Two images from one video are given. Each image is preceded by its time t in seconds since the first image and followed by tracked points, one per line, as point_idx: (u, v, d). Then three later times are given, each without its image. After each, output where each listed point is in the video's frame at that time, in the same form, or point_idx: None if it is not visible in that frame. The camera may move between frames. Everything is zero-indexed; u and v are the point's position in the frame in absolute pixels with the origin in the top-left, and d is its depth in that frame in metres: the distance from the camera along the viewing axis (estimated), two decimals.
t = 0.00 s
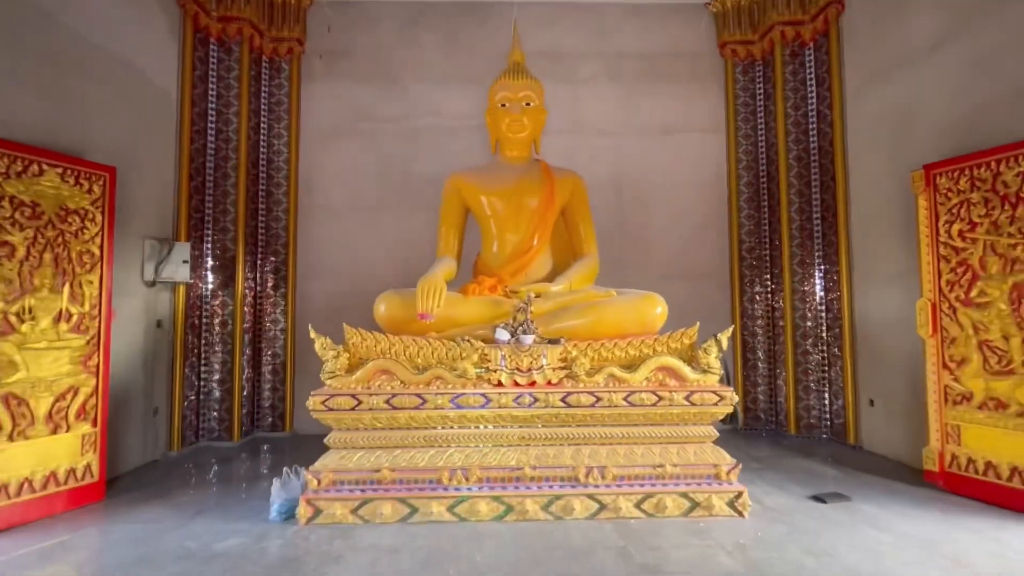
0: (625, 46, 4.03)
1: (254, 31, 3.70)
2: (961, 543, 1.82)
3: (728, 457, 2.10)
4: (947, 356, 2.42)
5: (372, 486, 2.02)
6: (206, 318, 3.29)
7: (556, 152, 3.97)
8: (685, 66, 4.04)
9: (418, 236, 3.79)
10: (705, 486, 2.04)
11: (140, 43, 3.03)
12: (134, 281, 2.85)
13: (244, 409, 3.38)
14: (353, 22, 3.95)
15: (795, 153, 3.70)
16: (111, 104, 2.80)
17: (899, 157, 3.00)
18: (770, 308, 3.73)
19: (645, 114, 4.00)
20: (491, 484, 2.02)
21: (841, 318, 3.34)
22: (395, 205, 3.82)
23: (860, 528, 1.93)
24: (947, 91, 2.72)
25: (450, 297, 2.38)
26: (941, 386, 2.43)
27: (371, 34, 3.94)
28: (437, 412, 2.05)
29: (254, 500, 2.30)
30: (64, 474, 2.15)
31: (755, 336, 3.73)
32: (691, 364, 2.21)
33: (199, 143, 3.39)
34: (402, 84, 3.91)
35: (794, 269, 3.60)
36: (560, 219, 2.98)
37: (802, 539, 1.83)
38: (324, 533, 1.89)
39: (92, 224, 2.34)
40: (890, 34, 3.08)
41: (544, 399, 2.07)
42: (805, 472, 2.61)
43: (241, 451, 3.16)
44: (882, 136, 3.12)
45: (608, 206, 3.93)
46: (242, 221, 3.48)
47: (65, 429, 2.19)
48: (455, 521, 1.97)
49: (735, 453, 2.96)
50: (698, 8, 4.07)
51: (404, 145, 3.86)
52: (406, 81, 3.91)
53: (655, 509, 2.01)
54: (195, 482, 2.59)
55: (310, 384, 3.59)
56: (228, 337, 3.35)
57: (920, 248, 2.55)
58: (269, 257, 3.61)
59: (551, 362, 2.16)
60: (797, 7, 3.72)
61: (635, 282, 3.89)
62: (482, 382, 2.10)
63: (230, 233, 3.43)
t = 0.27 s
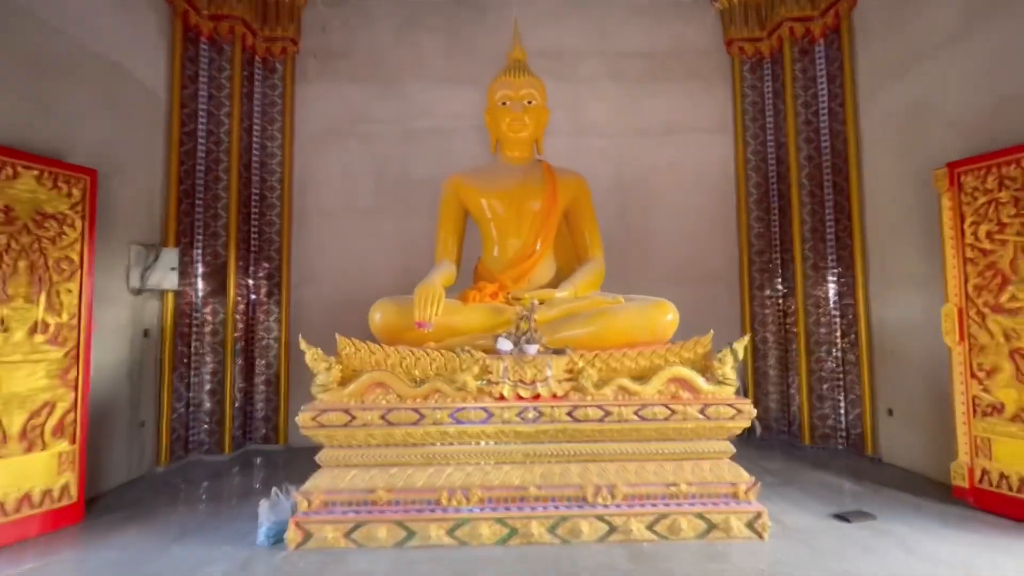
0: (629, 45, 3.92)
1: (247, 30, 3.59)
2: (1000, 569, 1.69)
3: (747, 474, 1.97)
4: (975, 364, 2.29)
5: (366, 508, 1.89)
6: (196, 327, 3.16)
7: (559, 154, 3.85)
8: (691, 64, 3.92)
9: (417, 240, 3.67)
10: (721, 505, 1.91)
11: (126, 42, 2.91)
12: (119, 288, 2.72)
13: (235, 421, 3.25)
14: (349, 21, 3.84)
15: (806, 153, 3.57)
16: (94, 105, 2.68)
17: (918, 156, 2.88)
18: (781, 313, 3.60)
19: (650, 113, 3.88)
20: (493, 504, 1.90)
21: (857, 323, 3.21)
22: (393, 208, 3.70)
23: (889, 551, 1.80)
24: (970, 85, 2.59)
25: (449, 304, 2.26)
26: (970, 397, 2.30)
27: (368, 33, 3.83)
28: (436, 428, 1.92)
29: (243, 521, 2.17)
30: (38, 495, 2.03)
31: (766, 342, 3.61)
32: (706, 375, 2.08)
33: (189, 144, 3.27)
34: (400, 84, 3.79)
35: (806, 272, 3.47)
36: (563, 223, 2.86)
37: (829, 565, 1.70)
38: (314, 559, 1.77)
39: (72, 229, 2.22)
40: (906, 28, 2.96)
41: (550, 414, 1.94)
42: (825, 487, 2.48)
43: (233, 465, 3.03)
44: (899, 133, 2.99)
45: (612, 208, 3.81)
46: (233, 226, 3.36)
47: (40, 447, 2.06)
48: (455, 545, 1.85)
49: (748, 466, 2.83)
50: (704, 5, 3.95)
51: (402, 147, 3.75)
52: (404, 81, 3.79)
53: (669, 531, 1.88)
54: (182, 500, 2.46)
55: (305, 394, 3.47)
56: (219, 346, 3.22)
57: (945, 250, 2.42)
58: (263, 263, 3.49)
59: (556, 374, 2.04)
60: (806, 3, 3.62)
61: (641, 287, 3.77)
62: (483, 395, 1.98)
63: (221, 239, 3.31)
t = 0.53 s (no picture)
0: (633, 50, 3.83)
1: (244, 38, 3.51)
2: None
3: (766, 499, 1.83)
4: (1007, 379, 2.16)
5: (358, 536, 1.77)
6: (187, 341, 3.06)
7: (562, 161, 3.75)
8: (696, 68, 3.82)
9: (416, 251, 3.57)
10: (738, 532, 1.78)
11: (117, 49, 2.82)
12: (105, 301, 2.62)
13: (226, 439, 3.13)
14: (347, 28, 3.76)
15: (817, 158, 3.45)
16: (81, 112, 2.59)
17: (937, 159, 2.76)
18: (793, 324, 3.48)
19: (656, 119, 3.78)
20: (494, 532, 1.77)
21: (874, 334, 3.08)
22: (391, 218, 3.60)
23: None
24: (993, 86, 2.47)
25: (447, 317, 2.14)
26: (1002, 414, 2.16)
27: (366, 40, 3.75)
28: (432, 449, 1.80)
29: (228, 548, 2.04)
30: (11, 521, 1.92)
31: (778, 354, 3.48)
32: (719, 391, 1.95)
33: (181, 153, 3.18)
34: (398, 91, 3.71)
35: (818, 281, 3.35)
36: (566, 232, 2.75)
37: None
38: None
39: (53, 239, 2.12)
40: (922, 29, 2.86)
41: (553, 434, 1.82)
42: (845, 509, 2.34)
43: (224, 485, 2.91)
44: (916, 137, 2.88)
45: (617, 217, 3.70)
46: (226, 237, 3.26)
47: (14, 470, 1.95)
48: None
49: (763, 486, 2.69)
50: (710, 9, 3.86)
51: (401, 156, 3.65)
52: (402, 89, 3.71)
53: (682, 560, 1.76)
54: (169, 525, 2.34)
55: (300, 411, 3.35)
56: (211, 361, 3.11)
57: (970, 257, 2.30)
58: (257, 275, 3.39)
59: (560, 391, 1.91)
60: (815, 5, 3.49)
61: (648, 298, 3.64)
62: (483, 413, 1.86)
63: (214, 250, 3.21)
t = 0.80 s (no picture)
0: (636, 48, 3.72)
1: (237, 39, 3.41)
2: None
3: (782, 518, 1.70)
4: None
5: (344, 558, 1.66)
6: (176, 349, 2.95)
7: (564, 163, 3.64)
8: (702, 67, 3.71)
9: (415, 256, 3.47)
10: (753, 554, 1.66)
11: (105, 49, 2.74)
12: (89, 308, 2.53)
13: (216, 451, 3.02)
14: (342, 28, 3.67)
15: (827, 157, 3.33)
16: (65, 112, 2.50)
17: (955, 157, 2.64)
18: (805, 330, 3.35)
19: (660, 120, 3.67)
20: (490, 554, 1.66)
21: (891, 340, 2.96)
22: (389, 222, 3.50)
23: None
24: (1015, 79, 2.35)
25: (441, 323, 2.03)
26: None
27: (362, 40, 3.66)
28: (423, 465, 1.69)
29: (210, 568, 1.93)
30: None
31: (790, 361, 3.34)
32: (730, 402, 1.83)
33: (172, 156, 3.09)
34: (395, 93, 3.61)
35: (831, 285, 3.21)
36: (567, 234, 2.64)
37: None
38: None
39: (30, 244, 2.03)
40: (940, 22, 2.74)
41: (553, 449, 1.70)
42: (864, 526, 2.21)
43: (213, 498, 2.80)
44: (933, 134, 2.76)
45: (621, 220, 3.59)
46: (218, 242, 3.16)
47: None
48: None
49: (776, 500, 2.56)
50: (715, 7, 3.76)
51: (398, 158, 3.55)
52: (399, 90, 3.61)
53: None
54: (153, 542, 2.24)
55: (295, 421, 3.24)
56: (201, 370, 3.01)
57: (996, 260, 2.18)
58: (250, 281, 3.29)
59: (560, 402, 1.79)
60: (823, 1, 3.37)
61: (653, 304, 3.52)
62: (477, 426, 1.74)
63: (206, 255, 3.12)
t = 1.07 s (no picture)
0: (638, 49, 3.63)
1: (229, 40, 3.31)
2: None
3: (796, 540, 1.59)
4: None
5: None
6: (162, 359, 2.85)
7: (564, 167, 3.54)
8: (705, 68, 3.61)
9: (410, 261, 3.37)
10: None
11: (90, 49, 2.65)
12: (70, 316, 2.44)
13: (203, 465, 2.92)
14: (337, 30, 3.59)
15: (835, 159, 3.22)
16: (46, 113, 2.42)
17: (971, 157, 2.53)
18: (814, 337, 3.23)
19: (662, 122, 3.57)
20: None
21: (905, 348, 2.84)
22: (384, 227, 3.40)
23: None
24: None
25: (432, 333, 1.93)
26: None
27: (356, 42, 3.58)
28: (412, 484, 1.58)
29: None
30: None
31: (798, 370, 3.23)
32: (738, 416, 1.72)
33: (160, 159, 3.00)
34: (391, 95, 3.52)
35: (841, 291, 3.10)
36: (566, 239, 2.54)
37: None
38: None
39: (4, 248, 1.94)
40: (956, 18, 2.63)
41: (551, 467, 1.59)
42: (881, 547, 2.09)
43: (200, 513, 2.70)
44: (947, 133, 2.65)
45: (623, 225, 3.48)
46: (208, 248, 3.06)
47: None
48: None
49: (788, 518, 2.44)
50: (718, 6, 3.67)
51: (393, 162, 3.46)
52: (395, 92, 3.53)
53: None
54: (133, 561, 2.13)
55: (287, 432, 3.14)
56: (188, 381, 2.91)
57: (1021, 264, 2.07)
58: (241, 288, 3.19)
59: (558, 416, 1.68)
60: None
61: (657, 311, 3.41)
62: (470, 442, 1.63)
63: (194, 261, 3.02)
